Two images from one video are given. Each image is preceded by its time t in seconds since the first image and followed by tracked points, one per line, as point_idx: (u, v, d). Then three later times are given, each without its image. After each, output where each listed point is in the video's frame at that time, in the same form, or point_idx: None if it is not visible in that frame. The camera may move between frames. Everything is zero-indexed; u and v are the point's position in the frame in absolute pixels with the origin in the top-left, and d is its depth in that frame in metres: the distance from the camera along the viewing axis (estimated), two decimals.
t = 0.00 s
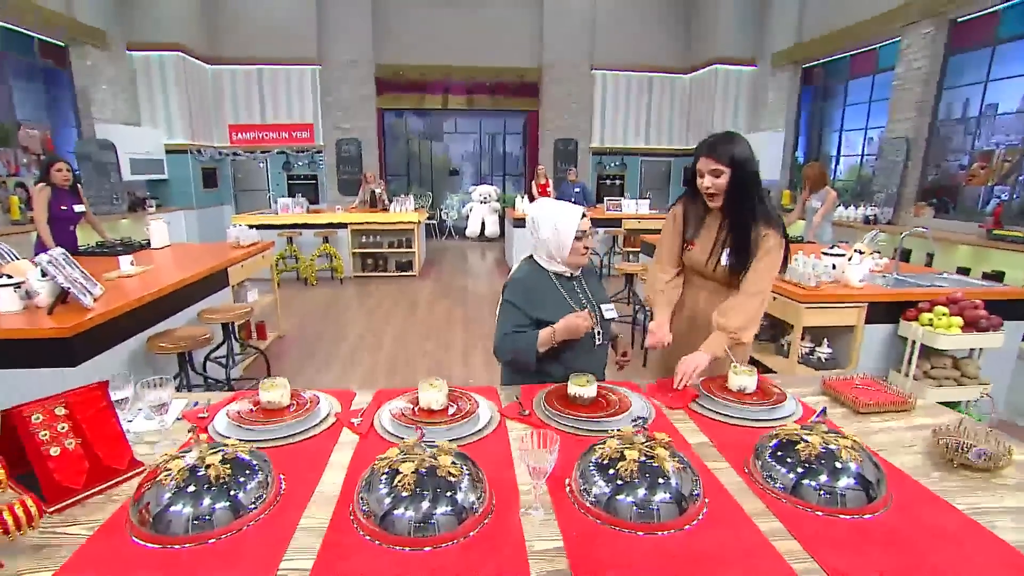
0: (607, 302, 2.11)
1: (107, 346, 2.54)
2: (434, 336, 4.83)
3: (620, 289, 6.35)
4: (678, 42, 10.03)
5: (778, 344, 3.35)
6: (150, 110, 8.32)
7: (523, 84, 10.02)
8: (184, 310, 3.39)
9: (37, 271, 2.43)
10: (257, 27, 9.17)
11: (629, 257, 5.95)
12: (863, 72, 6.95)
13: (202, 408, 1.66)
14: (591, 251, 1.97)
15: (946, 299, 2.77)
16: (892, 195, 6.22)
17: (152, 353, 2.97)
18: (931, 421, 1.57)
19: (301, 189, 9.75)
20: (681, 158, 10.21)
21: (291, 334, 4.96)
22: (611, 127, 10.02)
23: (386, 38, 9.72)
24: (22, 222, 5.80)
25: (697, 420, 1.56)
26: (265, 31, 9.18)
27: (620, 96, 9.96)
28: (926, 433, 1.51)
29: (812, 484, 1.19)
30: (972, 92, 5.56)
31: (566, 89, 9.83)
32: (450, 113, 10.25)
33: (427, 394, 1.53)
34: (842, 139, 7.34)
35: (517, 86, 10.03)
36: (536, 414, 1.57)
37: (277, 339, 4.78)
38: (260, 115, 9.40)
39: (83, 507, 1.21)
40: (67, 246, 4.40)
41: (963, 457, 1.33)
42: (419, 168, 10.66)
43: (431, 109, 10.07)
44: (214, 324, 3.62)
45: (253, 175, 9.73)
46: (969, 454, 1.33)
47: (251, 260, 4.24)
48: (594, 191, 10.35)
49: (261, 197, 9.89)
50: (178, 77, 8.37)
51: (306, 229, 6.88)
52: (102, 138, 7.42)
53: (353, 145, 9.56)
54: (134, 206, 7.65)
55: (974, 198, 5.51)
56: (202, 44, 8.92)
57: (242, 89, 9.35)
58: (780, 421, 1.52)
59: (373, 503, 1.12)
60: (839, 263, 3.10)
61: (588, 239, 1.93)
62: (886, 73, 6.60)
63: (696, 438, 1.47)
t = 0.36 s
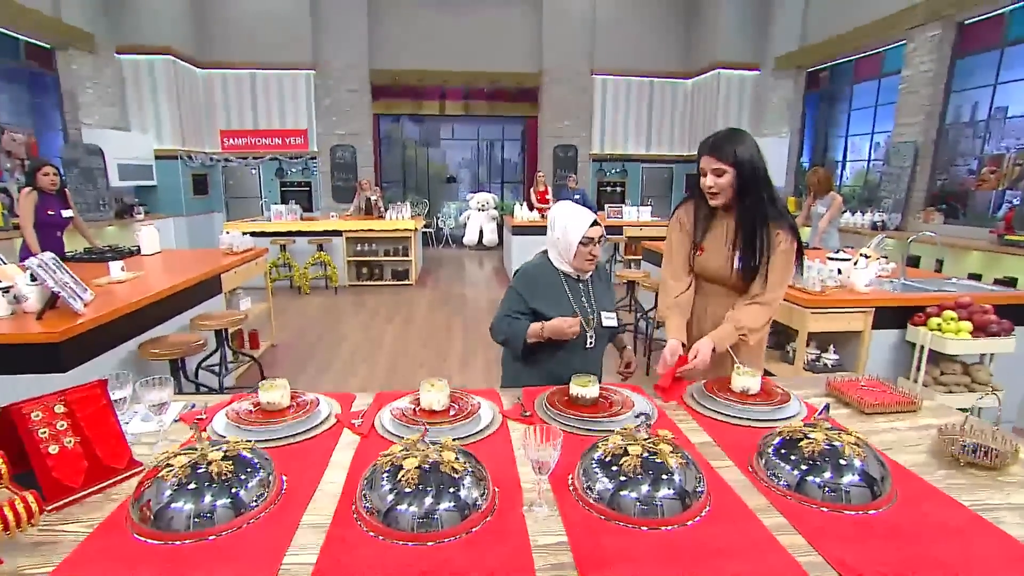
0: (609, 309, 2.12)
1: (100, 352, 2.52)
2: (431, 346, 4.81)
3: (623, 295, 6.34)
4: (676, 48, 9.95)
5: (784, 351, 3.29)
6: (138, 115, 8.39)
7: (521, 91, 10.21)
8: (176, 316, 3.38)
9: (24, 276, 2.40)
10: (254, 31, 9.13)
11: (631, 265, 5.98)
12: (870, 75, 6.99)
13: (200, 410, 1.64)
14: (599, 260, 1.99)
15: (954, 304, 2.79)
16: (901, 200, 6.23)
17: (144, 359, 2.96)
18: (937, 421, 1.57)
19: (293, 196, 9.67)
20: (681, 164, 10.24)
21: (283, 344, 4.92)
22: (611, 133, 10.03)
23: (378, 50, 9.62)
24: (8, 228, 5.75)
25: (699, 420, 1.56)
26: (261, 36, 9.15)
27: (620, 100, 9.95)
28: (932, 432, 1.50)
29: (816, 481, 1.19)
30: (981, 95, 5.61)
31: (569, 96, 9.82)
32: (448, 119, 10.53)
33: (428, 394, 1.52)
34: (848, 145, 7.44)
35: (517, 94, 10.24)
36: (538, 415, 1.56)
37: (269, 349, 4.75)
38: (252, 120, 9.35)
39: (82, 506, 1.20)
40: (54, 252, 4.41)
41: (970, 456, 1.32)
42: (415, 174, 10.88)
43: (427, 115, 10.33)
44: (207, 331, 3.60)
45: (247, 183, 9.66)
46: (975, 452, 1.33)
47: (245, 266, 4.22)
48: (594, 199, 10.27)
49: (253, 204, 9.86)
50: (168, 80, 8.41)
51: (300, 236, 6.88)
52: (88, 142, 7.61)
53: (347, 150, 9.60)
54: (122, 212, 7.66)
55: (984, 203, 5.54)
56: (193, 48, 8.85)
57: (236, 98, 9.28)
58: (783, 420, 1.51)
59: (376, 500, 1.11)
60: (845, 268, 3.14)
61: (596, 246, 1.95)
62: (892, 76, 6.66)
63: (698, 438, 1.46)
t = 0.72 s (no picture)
0: (603, 308, 2.13)
1: (92, 355, 2.49)
2: (427, 355, 4.76)
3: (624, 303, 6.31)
4: (679, 52, 10.09)
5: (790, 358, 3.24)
6: (123, 116, 8.32)
7: (519, 94, 10.18)
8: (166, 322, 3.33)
9: (10, 280, 2.32)
10: (249, 34, 9.20)
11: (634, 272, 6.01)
12: (879, 76, 7.00)
13: (195, 414, 1.62)
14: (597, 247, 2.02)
15: (965, 309, 2.79)
16: (910, 204, 6.25)
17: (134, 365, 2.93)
18: (945, 423, 1.55)
19: (284, 202, 9.69)
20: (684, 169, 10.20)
21: (275, 353, 4.88)
22: (611, 140, 10.12)
23: (370, 53, 9.71)
24: None
25: (700, 421, 1.55)
26: (257, 40, 9.22)
27: (620, 102, 10.03)
28: (939, 433, 1.49)
29: (820, 479, 1.18)
30: (993, 96, 5.60)
31: (571, 98, 9.87)
32: (444, 122, 10.39)
33: (428, 396, 1.51)
34: (857, 148, 7.39)
35: (514, 97, 10.21)
36: (539, 416, 1.54)
37: (260, 358, 4.70)
38: (243, 123, 9.42)
39: (78, 505, 1.19)
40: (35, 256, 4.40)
41: (977, 456, 1.32)
42: (410, 179, 10.71)
43: (421, 119, 10.21)
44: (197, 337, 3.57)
45: (237, 188, 9.67)
46: (983, 452, 1.32)
47: (235, 273, 4.16)
48: (594, 204, 10.34)
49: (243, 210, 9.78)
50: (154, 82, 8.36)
51: (293, 243, 6.85)
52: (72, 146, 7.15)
53: (340, 155, 9.57)
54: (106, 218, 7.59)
55: (998, 207, 5.50)
56: (181, 48, 8.90)
57: (228, 100, 9.35)
58: (787, 421, 1.51)
59: (377, 498, 1.11)
60: (851, 272, 3.12)
61: (590, 233, 1.99)
62: (899, 78, 6.69)
63: (701, 439, 1.44)
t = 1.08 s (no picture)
0: (576, 297, 2.17)
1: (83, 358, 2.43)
2: (425, 366, 4.65)
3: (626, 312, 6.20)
4: (683, 50, 9.76)
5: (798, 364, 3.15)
6: (107, 114, 7.97)
7: (518, 95, 9.77)
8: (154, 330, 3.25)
9: None
10: (244, 35, 8.89)
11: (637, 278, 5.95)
12: (889, 75, 6.75)
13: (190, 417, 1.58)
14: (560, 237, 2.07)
15: (978, 312, 2.76)
16: (923, 206, 6.03)
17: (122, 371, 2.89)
18: (956, 426, 1.52)
19: (275, 206, 9.24)
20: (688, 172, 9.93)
21: (265, 360, 4.80)
22: (614, 142, 9.75)
23: (367, 53, 9.39)
24: None
25: (703, 423, 1.53)
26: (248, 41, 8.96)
27: (623, 103, 9.70)
28: (949, 435, 1.46)
29: (827, 479, 1.17)
30: (1011, 95, 5.36)
31: (572, 99, 9.56)
32: (442, 125, 10.02)
33: (428, 398, 1.49)
34: (867, 149, 7.18)
35: (511, 99, 9.78)
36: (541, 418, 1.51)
37: (251, 365, 4.61)
38: (232, 127, 9.04)
39: (75, 507, 1.17)
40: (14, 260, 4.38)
41: (986, 458, 1.30)
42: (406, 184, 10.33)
43: (419, 120, 9.78)
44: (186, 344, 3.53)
45: (225, 191, 9.32)
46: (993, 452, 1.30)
47: (226, 278, 4.05)
48: (595, 209, 10.08)
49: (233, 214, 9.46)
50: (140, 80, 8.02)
51: (284, 247, 6.67)
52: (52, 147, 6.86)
53: (334, 157, 9.22)
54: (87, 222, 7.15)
55: (1014, 209, 5.29)
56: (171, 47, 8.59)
57: (216, 103, 8.98)
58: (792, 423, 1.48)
59: (378, 499, 1.10)
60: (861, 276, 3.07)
61: (550, 223, 2.03)
62: (911, 77, 6.43)
63: (706, 440, 1.43)
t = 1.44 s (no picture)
0: (543, 293, 2.24)
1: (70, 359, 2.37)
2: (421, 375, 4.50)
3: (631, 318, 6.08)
4: (691, 49, 9.57)
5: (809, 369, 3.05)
6: (87, 111, 7.82)
7: (517, 91, 9.57)
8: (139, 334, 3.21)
9: None
10: (234, 29, 8.73)
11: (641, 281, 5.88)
12: (904, 70, 6.47)
13: (183, 419, 1.55)
14: (525, 237, 2.20)
15: (998, 315, 2.65)
16: (941, 206, 5.80)
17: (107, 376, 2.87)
18: (965, 427, 1.50)
19: (264, 206, 9.16)
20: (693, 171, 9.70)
21: (255, 365, 4.74)
22: (615, 141, 9.57)
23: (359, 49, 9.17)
24: None
25: (712, 427, 1.49)
26: (239, 39, 8.75)
27: (626, 98, 9.48)
28: (960, 438, 1.44)
29: (834, 479, 1.15)
30: None
31: (576, 96, 9.40)
32: (437, 122, 9.75)
33: (428, 399, 1.46)
34: (881, 147, 6.88)
35: (512, 94, 9.59)
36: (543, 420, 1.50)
37: (241, 371, 4.54)
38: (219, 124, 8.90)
39: (67, 508, 1.15)
40: None
41: (999, 459, 1.28)
42: (401, 183, 9.99)
43: (413, 118, 9.57)
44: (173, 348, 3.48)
45: (212, 191, 9.23)
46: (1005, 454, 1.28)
47: (215, 279, 3.95)
48: (597, 209, 9.84)
49: (218, 214, 9.36)
50: (121, 71, 7.85)
51: (273, 250, 6.71)
52: (28, 143, 6.68)
53: (324, 156, 9.06)
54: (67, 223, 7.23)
55: None
56: (153, 41, 8.46)
57: (202, 98, 8.82)
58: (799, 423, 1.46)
59: (378, 498, 1.08)
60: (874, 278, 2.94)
61: (516, 224, 2.18)
62: (928, 72, 6.15)
63: (711, 442, 1.41)
